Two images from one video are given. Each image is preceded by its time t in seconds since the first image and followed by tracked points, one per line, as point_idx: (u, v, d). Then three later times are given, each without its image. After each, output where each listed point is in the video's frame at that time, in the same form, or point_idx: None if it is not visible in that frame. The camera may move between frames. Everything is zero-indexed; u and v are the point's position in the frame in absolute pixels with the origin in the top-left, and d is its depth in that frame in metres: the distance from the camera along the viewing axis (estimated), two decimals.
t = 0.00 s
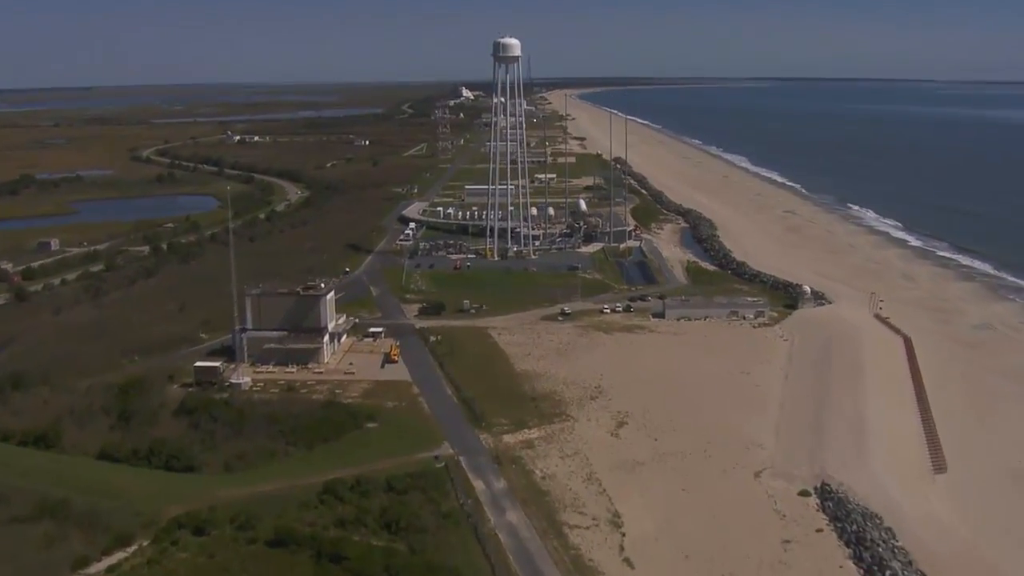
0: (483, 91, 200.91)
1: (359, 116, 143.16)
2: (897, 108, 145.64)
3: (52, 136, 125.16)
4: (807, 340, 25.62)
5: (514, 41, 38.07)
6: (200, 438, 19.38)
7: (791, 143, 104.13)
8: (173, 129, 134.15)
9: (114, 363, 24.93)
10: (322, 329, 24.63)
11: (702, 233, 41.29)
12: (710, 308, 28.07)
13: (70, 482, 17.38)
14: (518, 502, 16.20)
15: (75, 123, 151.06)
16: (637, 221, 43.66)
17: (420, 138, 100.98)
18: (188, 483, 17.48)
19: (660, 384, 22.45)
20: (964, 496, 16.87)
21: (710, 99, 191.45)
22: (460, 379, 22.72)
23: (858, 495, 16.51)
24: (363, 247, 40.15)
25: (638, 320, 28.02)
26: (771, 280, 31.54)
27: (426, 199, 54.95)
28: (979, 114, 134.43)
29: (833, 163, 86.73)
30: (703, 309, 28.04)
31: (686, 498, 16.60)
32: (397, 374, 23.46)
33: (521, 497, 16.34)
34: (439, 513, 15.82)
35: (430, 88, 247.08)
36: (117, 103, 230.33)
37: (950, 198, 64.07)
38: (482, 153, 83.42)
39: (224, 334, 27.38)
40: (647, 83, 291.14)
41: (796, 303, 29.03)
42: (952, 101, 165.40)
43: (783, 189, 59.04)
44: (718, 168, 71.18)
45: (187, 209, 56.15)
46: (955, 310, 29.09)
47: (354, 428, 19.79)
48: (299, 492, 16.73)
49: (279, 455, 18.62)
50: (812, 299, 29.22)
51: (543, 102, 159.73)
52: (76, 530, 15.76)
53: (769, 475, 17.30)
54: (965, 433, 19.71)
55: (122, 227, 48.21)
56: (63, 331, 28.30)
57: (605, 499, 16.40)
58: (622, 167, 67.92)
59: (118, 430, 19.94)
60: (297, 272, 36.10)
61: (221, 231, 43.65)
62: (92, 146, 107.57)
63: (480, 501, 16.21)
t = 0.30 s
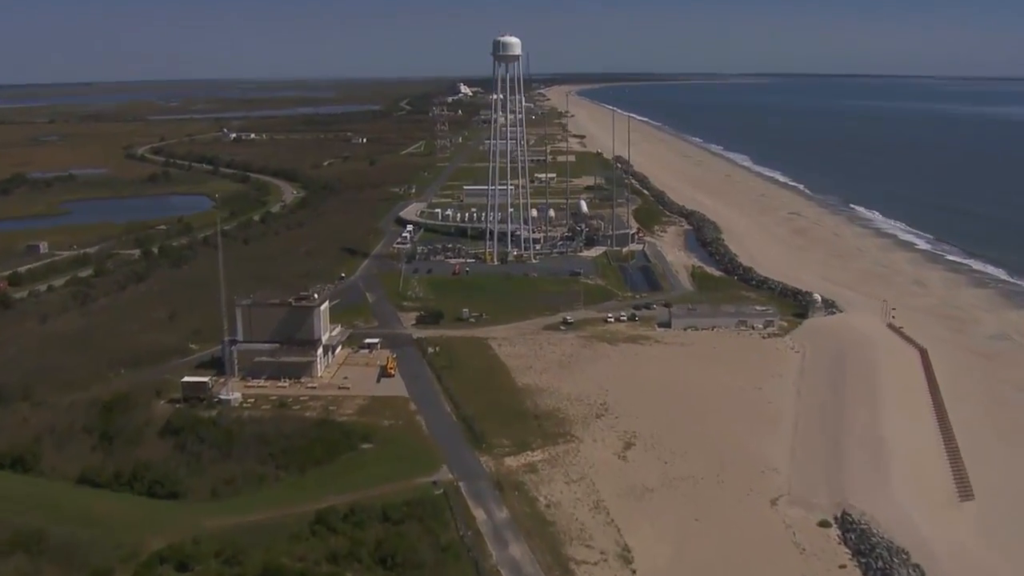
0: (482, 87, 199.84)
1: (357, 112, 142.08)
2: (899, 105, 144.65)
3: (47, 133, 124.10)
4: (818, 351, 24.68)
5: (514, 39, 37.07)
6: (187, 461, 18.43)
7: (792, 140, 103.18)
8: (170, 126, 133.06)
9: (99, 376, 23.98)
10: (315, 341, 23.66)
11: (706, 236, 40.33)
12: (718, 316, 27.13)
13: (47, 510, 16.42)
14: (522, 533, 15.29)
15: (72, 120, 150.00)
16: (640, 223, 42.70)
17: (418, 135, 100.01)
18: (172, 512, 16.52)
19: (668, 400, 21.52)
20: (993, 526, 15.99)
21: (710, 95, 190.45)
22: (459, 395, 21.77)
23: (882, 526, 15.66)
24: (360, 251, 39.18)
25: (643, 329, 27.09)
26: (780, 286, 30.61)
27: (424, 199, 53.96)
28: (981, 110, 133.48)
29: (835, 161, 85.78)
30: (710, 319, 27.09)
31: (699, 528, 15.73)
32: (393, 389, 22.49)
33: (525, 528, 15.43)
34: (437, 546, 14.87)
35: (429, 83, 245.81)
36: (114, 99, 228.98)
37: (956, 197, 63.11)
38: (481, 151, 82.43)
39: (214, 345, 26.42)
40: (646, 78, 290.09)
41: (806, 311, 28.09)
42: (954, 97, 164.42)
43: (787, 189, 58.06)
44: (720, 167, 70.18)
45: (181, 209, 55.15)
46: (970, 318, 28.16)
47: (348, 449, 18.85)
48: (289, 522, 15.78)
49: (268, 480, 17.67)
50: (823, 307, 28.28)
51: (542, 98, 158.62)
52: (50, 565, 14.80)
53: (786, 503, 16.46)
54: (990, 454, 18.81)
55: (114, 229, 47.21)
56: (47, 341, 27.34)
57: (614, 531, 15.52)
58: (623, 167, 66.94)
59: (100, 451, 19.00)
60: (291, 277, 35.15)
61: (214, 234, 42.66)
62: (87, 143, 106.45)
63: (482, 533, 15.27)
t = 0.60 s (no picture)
0: (480, 83, 198.62)
1: (354, 109, 140.96)
2: (900, 103, 143.65)
3: (41, 129, 122.86)
4: (832, 367, 23.74)
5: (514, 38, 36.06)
6: (171, 487, 17.46)
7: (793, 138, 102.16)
8: (165, 123, 131.88)
9: (83, 391, 23.00)
10: (308, 355, 22.68)
11: (711, 240, 39.37)
12: (726, 327, 26.17)
13: (20, 542, 15.43)
14: (526, 570, 14.35)
15: (66, 116, 148.69)
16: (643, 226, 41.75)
17: (415, 133, 98.90)
18: (154, 544, 15.55)
19: (676, 419, 20.56)
20: None
21: (709, 93, 189.37)
22: (458, 414, 20.80)
23: (909, 564, 14.79)
24: (356, 255, 38.20)
25: (649, 340, 26.15)
26: (789, 294, 29.65)
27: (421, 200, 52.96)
28: (983, 108, 132.46)
29: (837, 159, 84.89)
30: (718, 330, 26.15)
31: (714, 563, 14.81)
32: (389, 406, 21.52)
33: (529, 564, 14.50)
34: None
35: (426, 79, 244.52)
36: (111, 94, 227.59)
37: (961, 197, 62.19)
38: (479, 149, 81.42)
39: (203, 357, 25.43)
40: (646, 75, 288.85)
41: (816, 322, 27.16)
42: (956, 95, 163.35)
43: (791, 190, 57.10)
44: (722, 167, 69.22)
45: (174, 210, 54.08)
46: (986, 329, 27.24)
47: (341, 473, 17.89)
48: (278, 556, 14.83)
49: (257, 508, 16.72)
50: (834, 317, 27.34)
51: (540, 95, 157.53)
52: None
53: (806, 537, 15.58)
54: (1017, 480, 17.92)
55: (104, 231, 46.16)
56: (30, 352, 26.35)
57: (623, 566, 14.60)
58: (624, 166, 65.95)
59: (79, 476, 18.03)
60: (285, 283, 34.18)
61: (206, 236, 41.66)
62: (81, 141, 105.26)
63: (483, 570, 14.34)
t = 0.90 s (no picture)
0: (478, 80, 197.57)
1: (351, 106, 139.89)
2: (900, 100, 142.76)
3: (35, 126, 121.61)
4: (847, 379, 22.84)
5: (514, 37, 35.11)
6: (155, 515, 16.53)
7: (793, 137, 101.26)
8: (161, 120, 130.87)
9: (66, 406, 22.04)
10: (300, 369, 21.78)
11: (716, 243, 38.44)
12: (735, 338, 25.30)
13: None
14: None
15: (62, 112, 147.68)
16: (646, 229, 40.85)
17: (413, 131, 97.86)
18: None
19: (685, 437, 19.63)
20: None
21: (709, 90, 188.52)
22: (456, 433, 19.89)
23: None
24: (352, 259, 37.25)
25: (654, 352, 25.26)
26: (798, 303, 28.78)
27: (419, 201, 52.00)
28: (985, 106, 131.62)
29: (839, 158, 84.02)
30: (726, 341, 25.26)
31: None
32: (385, 424, 20.62)
33: None
34: None
35: (425, 76, 243.44)
36: (107, 91, 226.46)
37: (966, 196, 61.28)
38: (478, 148, 80.42)
39: (192, 369, 24.50)
40: (645, 71, 287.83)
41: (827, 332, 26.28)
42: (957, 93, 162.44)
43: (794, 190, 56.19)
44: (723, 166, 68.31)
45: (167, 211, 53.07)
46: (1004, 339, 26.33)
47: (335, 499, 16.98)
48: None
49: (246, 539, 15.77)
50: (846, 327, 26.47)
51: (538, 92, 156.48)
52: None
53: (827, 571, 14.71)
54: None
55: (94, 232, 45.14)
56: (13, 363, 25.39)
57: None
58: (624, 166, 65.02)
59: (59, 501, 17.08)
60: (278, 288, 33.25)
61: (199, 240, 40.68)
62: (74, 138, 104.15)
63: None
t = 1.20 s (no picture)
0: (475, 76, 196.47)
1: (347, 103, 138.75)
2: (900, 98, 141.85)
3: (27, 124, 120.33)
4: (862, 397, 21.92)
5: (514, 37, 34.10)
6: (135, 549, 15.55)
7: (793, 135, 100.33)
8: (156, 117, 129.70)
9: (46, 425, 21.04)
10: (292, 387, 20.80)
11: (720, 248, 37.48)
12: (744, 351, 24.36)
13: None
14: None
15: (57, 109, 146.47)
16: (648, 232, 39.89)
17: (409, 129, 96.78)
18: None
19: (696, 461, 18.71)
20: None
21: (708, 86, 187.63)
22: (456, 456, 18.93)
23: None
24: (347, 264, 36.25)
25: (661, 365, 24.31)
26: (808, 312, 27.84)
27: (415, 203, 50.98)
28: (985, 104, 130.87)
29: (841, 157, 83.08)
30: (735, 355, 24.36)
31: None
32: (381, 445, 19.64)
33: None
34: None
35: (423, 72, 242.21)
36: (103, 87, 224.92)
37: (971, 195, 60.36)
38: (475, 147, 79.41)
39: (179, 384, 23.50)
40: (643, 67, 286.88)
41: (840, 344, 25.34)
42: (956, 90, 161.60)
43: (798, 191, 55.24)
44: (724, 166, 67.33)
45: (158, 213, 52.00)
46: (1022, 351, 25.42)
47: (328, 530, 16.01)
48: None
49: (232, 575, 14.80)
50: (859, 339, 25.53)
51: (536, 89, 155.33)
52: None
53: None
54: None
55: (83, 236, 44.08)
56: None
57: None
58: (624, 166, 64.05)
59: (35, 533, 16.10)
60: (271, 296, 32.24)
61: (190, 244, 39.64)
62: (67, 137, 102.91)
63: None
